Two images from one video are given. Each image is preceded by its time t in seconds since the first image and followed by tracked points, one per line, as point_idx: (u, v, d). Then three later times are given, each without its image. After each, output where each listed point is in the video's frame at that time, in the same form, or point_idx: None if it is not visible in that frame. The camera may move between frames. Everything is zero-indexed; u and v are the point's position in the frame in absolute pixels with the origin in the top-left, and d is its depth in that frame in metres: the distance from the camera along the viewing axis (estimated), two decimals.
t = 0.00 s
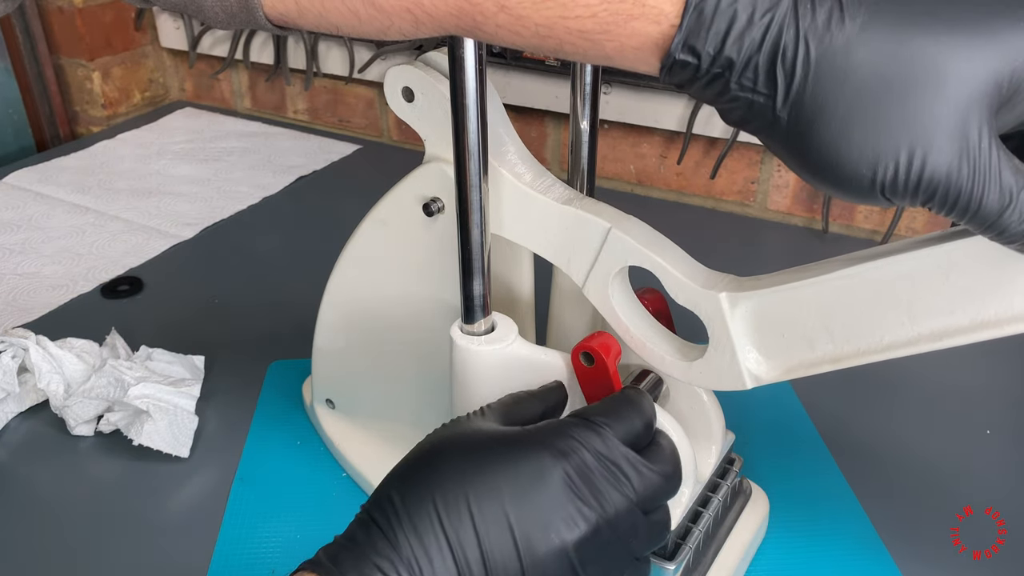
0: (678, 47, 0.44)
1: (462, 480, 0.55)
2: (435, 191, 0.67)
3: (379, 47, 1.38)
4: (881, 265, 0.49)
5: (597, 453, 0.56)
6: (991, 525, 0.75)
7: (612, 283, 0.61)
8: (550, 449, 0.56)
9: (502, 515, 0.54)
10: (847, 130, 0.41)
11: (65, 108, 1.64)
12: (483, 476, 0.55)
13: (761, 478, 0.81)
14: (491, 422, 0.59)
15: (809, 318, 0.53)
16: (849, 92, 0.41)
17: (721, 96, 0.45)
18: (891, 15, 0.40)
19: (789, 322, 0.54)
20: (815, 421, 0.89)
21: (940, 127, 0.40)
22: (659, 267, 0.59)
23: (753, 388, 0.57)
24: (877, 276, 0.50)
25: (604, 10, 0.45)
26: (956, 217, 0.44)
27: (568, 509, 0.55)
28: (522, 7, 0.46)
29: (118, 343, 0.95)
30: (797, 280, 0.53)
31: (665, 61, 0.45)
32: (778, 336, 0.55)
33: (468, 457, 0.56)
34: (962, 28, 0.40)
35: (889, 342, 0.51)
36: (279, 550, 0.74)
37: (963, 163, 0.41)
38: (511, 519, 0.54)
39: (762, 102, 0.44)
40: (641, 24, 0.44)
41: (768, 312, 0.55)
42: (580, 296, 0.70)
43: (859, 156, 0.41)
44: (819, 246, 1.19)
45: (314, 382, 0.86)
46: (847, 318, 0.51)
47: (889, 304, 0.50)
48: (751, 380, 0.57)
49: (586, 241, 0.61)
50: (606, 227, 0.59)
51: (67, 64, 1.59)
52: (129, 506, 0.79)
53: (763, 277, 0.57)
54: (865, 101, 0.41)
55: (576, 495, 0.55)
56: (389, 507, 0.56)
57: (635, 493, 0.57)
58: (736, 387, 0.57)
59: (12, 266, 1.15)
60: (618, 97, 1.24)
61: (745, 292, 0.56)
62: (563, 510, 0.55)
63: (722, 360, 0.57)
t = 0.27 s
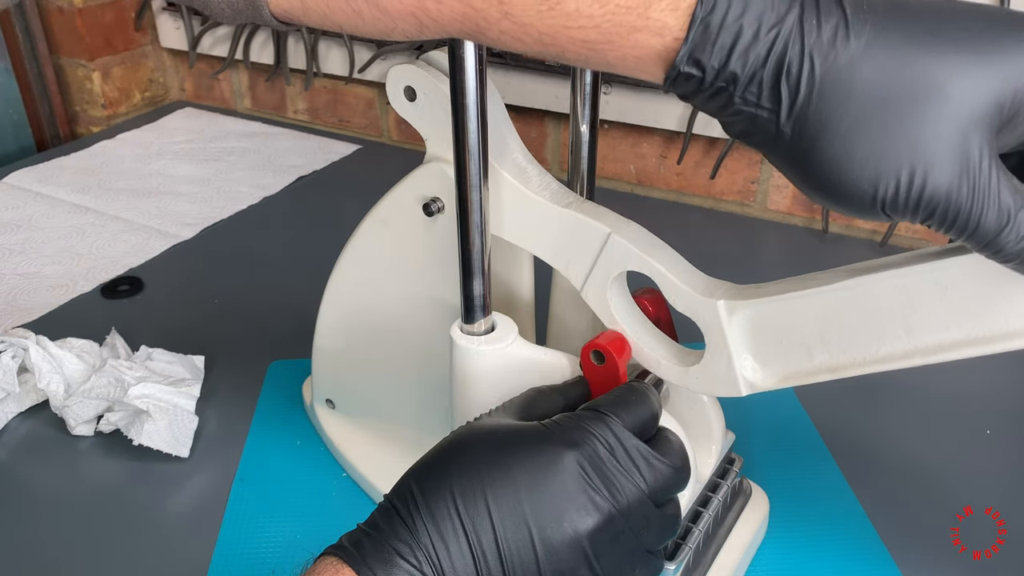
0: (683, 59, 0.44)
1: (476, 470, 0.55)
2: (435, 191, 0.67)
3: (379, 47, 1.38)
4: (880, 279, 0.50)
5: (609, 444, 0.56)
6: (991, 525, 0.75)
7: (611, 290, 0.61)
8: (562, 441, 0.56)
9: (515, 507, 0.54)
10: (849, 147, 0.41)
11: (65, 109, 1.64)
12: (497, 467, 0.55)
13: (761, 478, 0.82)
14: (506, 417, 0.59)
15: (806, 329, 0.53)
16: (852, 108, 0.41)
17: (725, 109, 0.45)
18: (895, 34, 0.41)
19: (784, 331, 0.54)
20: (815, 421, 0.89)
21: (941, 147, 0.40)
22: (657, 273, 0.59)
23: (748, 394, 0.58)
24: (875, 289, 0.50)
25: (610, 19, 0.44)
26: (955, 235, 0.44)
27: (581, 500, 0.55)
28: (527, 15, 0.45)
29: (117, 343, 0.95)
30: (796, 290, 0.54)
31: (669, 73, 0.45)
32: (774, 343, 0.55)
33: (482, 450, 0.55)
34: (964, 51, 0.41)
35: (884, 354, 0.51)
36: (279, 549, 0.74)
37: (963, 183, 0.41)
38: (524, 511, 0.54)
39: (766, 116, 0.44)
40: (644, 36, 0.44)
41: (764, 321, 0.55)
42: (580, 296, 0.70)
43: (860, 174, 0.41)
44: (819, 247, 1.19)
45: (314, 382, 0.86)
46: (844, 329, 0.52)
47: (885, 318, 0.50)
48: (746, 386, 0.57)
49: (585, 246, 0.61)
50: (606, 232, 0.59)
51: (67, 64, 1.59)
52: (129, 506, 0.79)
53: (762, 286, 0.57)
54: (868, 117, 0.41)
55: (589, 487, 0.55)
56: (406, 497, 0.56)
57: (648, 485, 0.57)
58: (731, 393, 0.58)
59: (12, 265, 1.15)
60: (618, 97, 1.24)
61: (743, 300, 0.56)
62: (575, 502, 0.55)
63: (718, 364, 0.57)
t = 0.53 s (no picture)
0: (691, 85, 0.44)
1: (481, 472, 0.55)
2: (435, 191, 0.67)
3: (379, 47, 1.38)
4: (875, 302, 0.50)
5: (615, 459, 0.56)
6: (991, 525, 0.75)
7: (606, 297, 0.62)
8: (570, 450, 0.56)
9: (516, 511, 0.54)
10: (852, 180, 0.42)
11: (65, 109, 1.64)
12: (501, 470, 0.55)
13: (761, 478, 0.82)
14: (515, 419, 0.59)
15: (799, 347, 0.54)
16: (857, 142, 0.42)
17: (730, 136, 0.46)
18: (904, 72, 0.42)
19: (778, 347, 0.55)
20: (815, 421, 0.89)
21: (942, 185, 0.41)
22: (654, 283, 0.59)
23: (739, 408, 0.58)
24: (869, 312, 0.50)
25: (615, 45, 0.44)
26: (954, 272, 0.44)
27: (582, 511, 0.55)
28: (535, 31, 0.45)
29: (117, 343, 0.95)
30: (792, 308, 0.54)
31: (676, 96, 0.45)
32: (768, 358, 0.56)
33: (489, 450, 0.56)
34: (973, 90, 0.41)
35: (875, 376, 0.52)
36: (280, 549, 0.74)
37: (962, 222, 0.41)
38: (525, 516, 0.54)
39: (770, 146, 0.44)
40: (649, 60, 0.44)
41: (758, 336, 0.56)
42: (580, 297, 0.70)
43: (861, 208, 0.42)
44: (819, 247, 1.19)
45: (314, 382, 0.86)
46: (836, 350, 0.52)
47: (878, 340, 0.51)
48: (736, 399, 0.58)
49: (584, 254, 0.61)
50: (605, 242, 0.60)
51: (67, 64, 1.59)
52: (129, 505, 0.79)
53: (761, 302, 0.58)
54: (873, 153, 0.41)
55: (592, 499, 0.55)
56: (409, 491, 0.56)
57: (648, 504, 0.57)
58: (721, 404, 0.58)
59: (12, 265, 1.16)
60: (618, 97, 1.24)
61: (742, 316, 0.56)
62: (576, 512, 0.55)
63: (711, 375, 0.58)
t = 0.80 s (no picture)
0: (697, 108, 0.45)
1: (487, 478, 0.55)
2: (435, 191, 0.67)
3: (379, 47, 1.38)
4: (873, 326, 0.52)
5: (622, 466, 0.56)
6: (991, 525, 0.75)
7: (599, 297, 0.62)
8: (576, 458, 0.56)
9: (523, 517, 0.54)
10: (851, 209, 0.43)
11: (65, 109, 1.64)
12: (508, 476, 0.55)
13: (761, 477, 0.82)
14: (521, 423, 0.58)
15: (792, 363, 0.55)
16: (858, 172, 0.43)
17: (734, 159, 0.47)
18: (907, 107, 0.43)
19: (771, 363, 0.56)
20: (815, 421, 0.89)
21: (938, 220, 0.43)
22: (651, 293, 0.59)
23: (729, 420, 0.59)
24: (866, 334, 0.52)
25: (623, 64, 0.44)
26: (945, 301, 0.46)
27: (589, 518, 0.55)
28: (543, 44, 0.44)
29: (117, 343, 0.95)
30: (787, 326, 0.55)
31: (681, 117, 0.46)
32: (759, 372, 0.57)
33: (496, 455, 0.55)
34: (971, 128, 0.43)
35: (863, 397, 0.54)
36: (280, 549, 0.74)
37: (957, 256, 0.43)
38: (532, 522, 0.54)
39: (772, 171, 0.46)
40: (655, 81, 0.45)
41: (751, 350, 0.57)
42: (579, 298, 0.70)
43: (858, 238, 0.43)
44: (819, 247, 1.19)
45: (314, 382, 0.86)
46: (829, 370, 0.54)
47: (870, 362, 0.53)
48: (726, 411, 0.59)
49: (583, 260, 0.61)
50: (604, 251, 0.60)
51: (67, 64, 1.59)
52: (129, 505, 0.79)
53: (755, 317, 0.59)
54: (873, 184, 0.43)
55: (599, 506, 0.55)
56: (413, 496, 0.56)
57: (653, 510, 0.57)
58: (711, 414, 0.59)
59: (13, 265, 1.16)
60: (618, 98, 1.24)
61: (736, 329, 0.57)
62: (583, 519, 0.55)
63: (703, 385, 0.59)
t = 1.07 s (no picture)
0: (703, 122, 0.46)
1: (486, 481, 0.55)
2: (436, 191, 0.67)
3: (379, 47, 1.38)
4: (871, 337, 0.53)
5: (622, 467, 0.56)
6: (991, 525, 0.75)
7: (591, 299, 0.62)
8: (577, 461, 0.56)
9: (523, 520, 0.54)
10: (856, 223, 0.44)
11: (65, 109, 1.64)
12: (508, 478, 0.55)
13: (760, 477, 0.82)
14: (521, 425, 0.59)
15: (788, 369, 0.57)
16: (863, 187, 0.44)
17: (739, 171, 0.48)
18: (911, 124, 0.44)
19: (767, 370, 0.57)
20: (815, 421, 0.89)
21: (940, 235, 0.44)
22: (649, 296, 0.59)
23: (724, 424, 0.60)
24: (862, 345, 0.54)
25: (626, 77, 0.45)
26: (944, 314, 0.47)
27: (589, 520, 0.55)
28: (547, 57, 0.45)
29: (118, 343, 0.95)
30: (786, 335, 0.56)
31: (686, 129, 0.47)
32: (756, 379, 0.58)
33: (496, 457, 0.55)
34: (972, 145, 0.44)
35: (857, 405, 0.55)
36: (280, 549, 0.74)
37: (958, 272, 0.44)
38: (532, 525, 0.54)
39: (777, 184, 0.47)
40: (659, 94, 0.45)
41: (748, 357, 0.58)
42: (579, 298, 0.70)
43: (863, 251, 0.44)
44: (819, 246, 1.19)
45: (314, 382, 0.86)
46: (825, 378, 0.55)
47: (865, 372, 0.54)
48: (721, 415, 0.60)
49: (582, 262, 0.61)
50: (603, 254, 0.60)
51: (67, 64, 1.59)
52: (128, 505, 0.79)
53: (752, 323, 0.60)
54: (878, 198, 0.44)
55: (599, 508, 0.55)
56: (414, 498, 0.56)
57: (654, 511, 0.57)
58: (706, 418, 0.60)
59: (13, 265, 1.16)
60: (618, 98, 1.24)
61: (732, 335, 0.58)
62: (583, 521, 0.55)
63: (700, 390, 0.60)
